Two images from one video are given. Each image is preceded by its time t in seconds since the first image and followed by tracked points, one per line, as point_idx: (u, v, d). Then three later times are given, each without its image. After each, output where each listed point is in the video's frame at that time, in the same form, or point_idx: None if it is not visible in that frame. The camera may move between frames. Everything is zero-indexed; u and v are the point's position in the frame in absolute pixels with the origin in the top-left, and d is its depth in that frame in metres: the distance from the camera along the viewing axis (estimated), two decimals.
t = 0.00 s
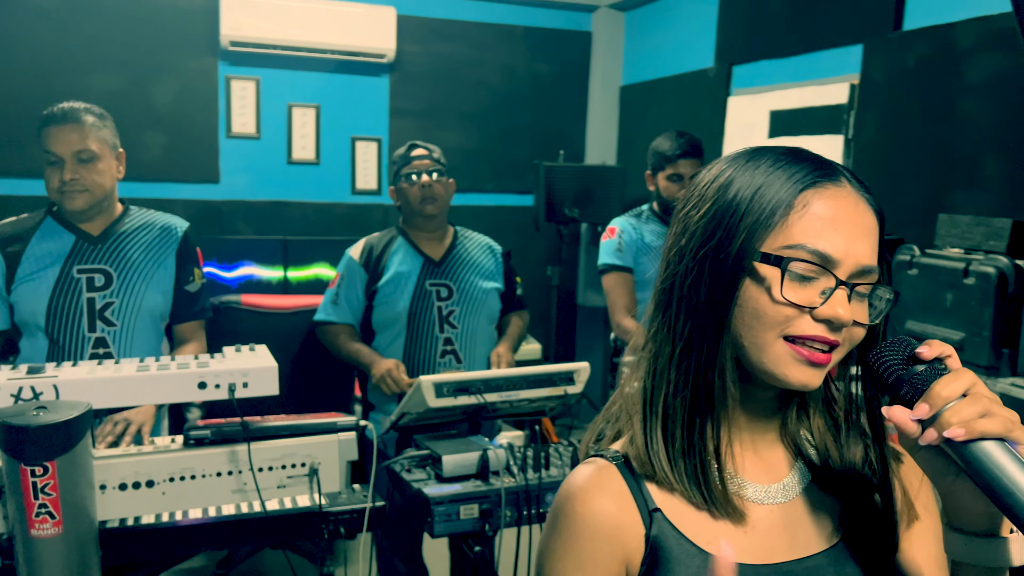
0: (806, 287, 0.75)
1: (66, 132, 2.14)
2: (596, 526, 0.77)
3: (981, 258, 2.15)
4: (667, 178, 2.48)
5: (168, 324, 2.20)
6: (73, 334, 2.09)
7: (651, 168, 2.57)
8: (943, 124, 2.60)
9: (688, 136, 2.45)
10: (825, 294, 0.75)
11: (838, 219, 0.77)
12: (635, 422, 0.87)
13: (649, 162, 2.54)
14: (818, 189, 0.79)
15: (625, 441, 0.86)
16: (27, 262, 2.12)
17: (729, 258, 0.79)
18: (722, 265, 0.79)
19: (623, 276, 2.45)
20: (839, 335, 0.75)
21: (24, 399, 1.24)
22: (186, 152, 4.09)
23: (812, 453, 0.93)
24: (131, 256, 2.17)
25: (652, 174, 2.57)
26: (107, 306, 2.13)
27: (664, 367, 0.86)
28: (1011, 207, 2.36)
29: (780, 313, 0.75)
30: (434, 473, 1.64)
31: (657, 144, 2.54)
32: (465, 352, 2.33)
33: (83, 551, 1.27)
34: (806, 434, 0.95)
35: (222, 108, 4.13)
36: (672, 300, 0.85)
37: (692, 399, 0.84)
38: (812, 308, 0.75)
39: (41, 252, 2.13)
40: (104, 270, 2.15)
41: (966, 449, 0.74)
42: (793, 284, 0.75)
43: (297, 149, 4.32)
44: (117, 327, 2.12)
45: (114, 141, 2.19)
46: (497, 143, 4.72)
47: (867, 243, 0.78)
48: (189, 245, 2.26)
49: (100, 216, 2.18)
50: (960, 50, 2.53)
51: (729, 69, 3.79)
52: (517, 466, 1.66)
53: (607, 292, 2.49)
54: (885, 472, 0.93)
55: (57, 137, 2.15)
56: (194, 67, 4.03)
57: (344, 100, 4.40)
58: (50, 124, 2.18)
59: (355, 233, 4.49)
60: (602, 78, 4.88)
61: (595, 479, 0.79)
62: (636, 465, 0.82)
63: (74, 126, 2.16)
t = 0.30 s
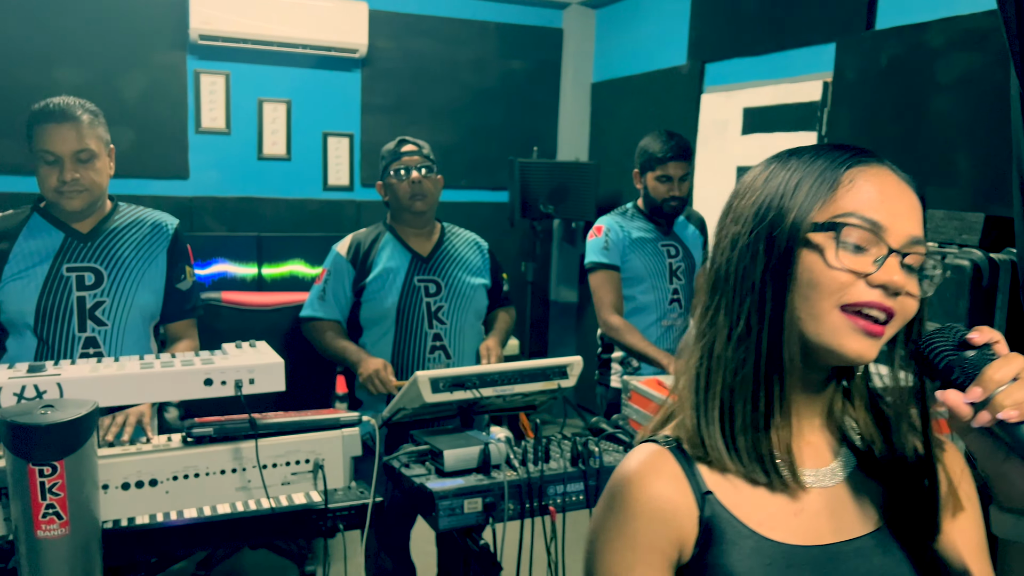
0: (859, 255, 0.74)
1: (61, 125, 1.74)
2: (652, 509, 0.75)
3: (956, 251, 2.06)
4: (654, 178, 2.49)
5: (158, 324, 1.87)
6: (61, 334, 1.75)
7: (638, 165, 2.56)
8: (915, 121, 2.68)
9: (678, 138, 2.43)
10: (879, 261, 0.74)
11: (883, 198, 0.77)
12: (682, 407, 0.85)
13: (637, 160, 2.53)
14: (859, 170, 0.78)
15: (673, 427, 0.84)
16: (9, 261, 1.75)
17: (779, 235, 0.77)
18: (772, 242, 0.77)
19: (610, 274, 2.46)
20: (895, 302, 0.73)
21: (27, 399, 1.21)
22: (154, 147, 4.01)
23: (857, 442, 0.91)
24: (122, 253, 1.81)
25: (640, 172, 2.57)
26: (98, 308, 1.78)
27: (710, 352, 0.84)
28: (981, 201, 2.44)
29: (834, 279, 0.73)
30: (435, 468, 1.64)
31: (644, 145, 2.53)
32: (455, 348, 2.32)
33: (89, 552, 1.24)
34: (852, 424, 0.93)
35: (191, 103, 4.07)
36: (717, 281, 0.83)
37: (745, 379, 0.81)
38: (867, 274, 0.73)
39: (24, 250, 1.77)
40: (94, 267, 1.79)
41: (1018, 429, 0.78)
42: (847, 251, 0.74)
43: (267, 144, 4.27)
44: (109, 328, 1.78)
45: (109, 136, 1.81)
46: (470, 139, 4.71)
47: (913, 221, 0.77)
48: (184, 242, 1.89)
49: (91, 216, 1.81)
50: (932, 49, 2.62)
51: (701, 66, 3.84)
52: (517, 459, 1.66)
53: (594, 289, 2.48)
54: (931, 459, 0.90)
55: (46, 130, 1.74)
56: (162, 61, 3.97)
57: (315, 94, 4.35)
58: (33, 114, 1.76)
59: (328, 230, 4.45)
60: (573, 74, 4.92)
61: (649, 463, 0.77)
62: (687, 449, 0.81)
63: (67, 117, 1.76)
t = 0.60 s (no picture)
0: (927, 231, 0.75)
1: (76, 117, 1.76)
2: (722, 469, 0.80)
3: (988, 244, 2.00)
4: (667, 167, 2.55)
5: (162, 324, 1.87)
6: (66, 335, 1.73)
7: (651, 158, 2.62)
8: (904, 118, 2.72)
9: (688, 128, 2.52)
10: (947, 236, 0.75)
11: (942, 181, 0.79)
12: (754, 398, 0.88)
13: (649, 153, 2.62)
14: (918, 160, 0.81)
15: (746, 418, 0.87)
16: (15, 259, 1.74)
17: (841, 223, 0.79)
18: (834, 231, 0.79)
19: (618, 270, 2.47)
20: (968, 276, 0.74)
21: (45, 401, 1.17)
22: (132, 144, 3.94)
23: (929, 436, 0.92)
24: (130, 252, 1.81)
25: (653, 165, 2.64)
26: (104, 307, 1.78)
27: (780, 344, 0.86)
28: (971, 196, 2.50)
29: (904, 255, 0.74)
30: (448, 467, 1.62)
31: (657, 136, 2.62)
32: (455, 345, 2.35)
33: (109, 555, 1.21)
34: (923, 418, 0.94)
35: (171, 99, 4.00)
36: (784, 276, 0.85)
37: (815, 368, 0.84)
38: (936, 248, 0.74)
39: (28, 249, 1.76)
40: (100, 266, 1.79)
41: None
42: (914, 227, 0.75)
43: (249, 141, 4.21)
44: (115, 328, 1.78)
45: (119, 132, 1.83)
46: (453, 136, 4.69)
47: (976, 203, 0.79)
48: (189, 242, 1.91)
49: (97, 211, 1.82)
50: (921, 48, 2.68)
51: (686, 64, 3.87)
52: (531, 457, 1.65)
53: (602, 284, 2.50)
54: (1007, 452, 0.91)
55: (60, 122, 1.75)
56: (142, 56, 3.91)
57: (297, 91, 4.30)
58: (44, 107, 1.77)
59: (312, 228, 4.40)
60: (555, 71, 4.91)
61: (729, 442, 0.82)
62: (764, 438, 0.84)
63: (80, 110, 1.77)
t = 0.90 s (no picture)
0: (1000, 245, 0.83)
1: (104, 115, 1.87)
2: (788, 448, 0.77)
3: None
4: (707, 176, 2.49)
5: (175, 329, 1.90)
6: (83, 339, 1.75)
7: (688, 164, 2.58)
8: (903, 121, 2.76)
9: (728, 138, 2.44)
10: (1019, 251, 0.83)
11: (1011, 198, 0.88)
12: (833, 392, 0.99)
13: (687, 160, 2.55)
14: (987, 175, 0.90)
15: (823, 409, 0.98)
16: (33, 261, 1.75)
17: (914, 235, 0.89)
18: (909, 244, 0.89)
19: (644, 272, 2.50)
20: None
21: (78, 410, 1.15)
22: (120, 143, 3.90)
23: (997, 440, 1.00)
24: (147, 256, 1.85)
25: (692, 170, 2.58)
26: (120, 311, 1.81)
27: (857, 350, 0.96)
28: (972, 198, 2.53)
29: (978, 267, 0.83)
30: (471, 471, 1.61)
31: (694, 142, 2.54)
32: (466, 348, 2.36)
33: (142, 566, 1.19)
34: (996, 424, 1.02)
35: (160, 98, 3.95)
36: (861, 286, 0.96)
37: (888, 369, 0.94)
38: (1010, 263, 0.82)
39: (46, 252, 1.77)
40: (116, 270, 1.82)
41: None
42: (987, 242, 0.84)
43: (240, 141, 4.17)
44: (132, 333, 1.80)
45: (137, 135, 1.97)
46: (445, 136, 4.67)
47: None
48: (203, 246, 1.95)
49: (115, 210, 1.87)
50: (919, 51, 2.71)
51: (681, 64, 3.88)
52: (554, 460, 1.65)
53: (627, 282, 2.53)
54: None
55: (89, 118, 1.86)
56: (132, 54, 3.87)
57: (288, 89, 4.27)
58: (66, 108, 1.87)
59: (303, 227, 4.36)
60: (547, 70, 4.91)
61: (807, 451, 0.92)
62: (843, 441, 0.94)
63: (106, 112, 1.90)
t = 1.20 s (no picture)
0: None
1: (137, 124, 1.90)
2: (871, 526, 0.76)
3: None
4: (744, 185, 2.53)
5: (199, 333, 1.98)
6: (110, 345, 1.81)
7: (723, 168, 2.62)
8: (906, 125, 2.80)
9: (768, 149, 2.48)
10: None
11: None
12: (887, 413, 0.86)
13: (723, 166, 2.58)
14: None
15: (884, 441, 0.85)
16: (59, 269, 1.79)
17: (1001, 254, 0.78)
18: (996, 263, 0.78)
19: (669, 269, 2.57)
20: None
21: (125, 419, 1.17)
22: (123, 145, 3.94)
23: None
24: (171, 261, 1.91)
25: (726, 176, 2.62)
26: (147, 317, 1.86)
27: (923, 368, 0.83)
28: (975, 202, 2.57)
29: None
30: (498, 474, 1.63)
31: (729, 150, 2.57)
32: (483, 351, 2.41)
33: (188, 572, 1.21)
34: None
35: (162, 99, 3.99)
36: (922, 296, 0.82)
37: (960, 389, 0.82)
38: None
39: (72, 258, 1.80)
40: (141, 276, 1.87)
41: None
42: None
43: (241, 142, 4.21)
44: (158, 339, 1.86)
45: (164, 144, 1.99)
46: (445, 138, 4.69)
47: None
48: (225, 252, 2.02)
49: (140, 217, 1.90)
50: (922, 56, 2.74)
51: (681, 68, 3.92)
52: (579, 463, 1.67)
53: (652, 280, 2.60)
54: None
55: (122, 127, 1.87)
56: (133, 55, 3.90)
57: (288, 91, 4.30)
58: (99, 115, 1.89)
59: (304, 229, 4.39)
60: (546, 72, 4.93)
61: (862, 482, 0.79)
62: (909, 462, 0.81)
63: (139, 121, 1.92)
